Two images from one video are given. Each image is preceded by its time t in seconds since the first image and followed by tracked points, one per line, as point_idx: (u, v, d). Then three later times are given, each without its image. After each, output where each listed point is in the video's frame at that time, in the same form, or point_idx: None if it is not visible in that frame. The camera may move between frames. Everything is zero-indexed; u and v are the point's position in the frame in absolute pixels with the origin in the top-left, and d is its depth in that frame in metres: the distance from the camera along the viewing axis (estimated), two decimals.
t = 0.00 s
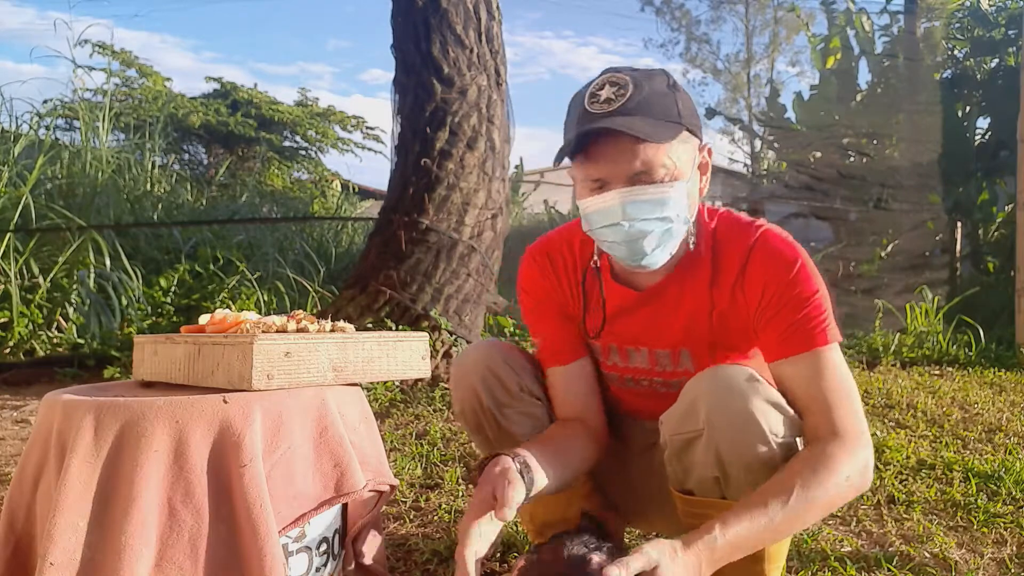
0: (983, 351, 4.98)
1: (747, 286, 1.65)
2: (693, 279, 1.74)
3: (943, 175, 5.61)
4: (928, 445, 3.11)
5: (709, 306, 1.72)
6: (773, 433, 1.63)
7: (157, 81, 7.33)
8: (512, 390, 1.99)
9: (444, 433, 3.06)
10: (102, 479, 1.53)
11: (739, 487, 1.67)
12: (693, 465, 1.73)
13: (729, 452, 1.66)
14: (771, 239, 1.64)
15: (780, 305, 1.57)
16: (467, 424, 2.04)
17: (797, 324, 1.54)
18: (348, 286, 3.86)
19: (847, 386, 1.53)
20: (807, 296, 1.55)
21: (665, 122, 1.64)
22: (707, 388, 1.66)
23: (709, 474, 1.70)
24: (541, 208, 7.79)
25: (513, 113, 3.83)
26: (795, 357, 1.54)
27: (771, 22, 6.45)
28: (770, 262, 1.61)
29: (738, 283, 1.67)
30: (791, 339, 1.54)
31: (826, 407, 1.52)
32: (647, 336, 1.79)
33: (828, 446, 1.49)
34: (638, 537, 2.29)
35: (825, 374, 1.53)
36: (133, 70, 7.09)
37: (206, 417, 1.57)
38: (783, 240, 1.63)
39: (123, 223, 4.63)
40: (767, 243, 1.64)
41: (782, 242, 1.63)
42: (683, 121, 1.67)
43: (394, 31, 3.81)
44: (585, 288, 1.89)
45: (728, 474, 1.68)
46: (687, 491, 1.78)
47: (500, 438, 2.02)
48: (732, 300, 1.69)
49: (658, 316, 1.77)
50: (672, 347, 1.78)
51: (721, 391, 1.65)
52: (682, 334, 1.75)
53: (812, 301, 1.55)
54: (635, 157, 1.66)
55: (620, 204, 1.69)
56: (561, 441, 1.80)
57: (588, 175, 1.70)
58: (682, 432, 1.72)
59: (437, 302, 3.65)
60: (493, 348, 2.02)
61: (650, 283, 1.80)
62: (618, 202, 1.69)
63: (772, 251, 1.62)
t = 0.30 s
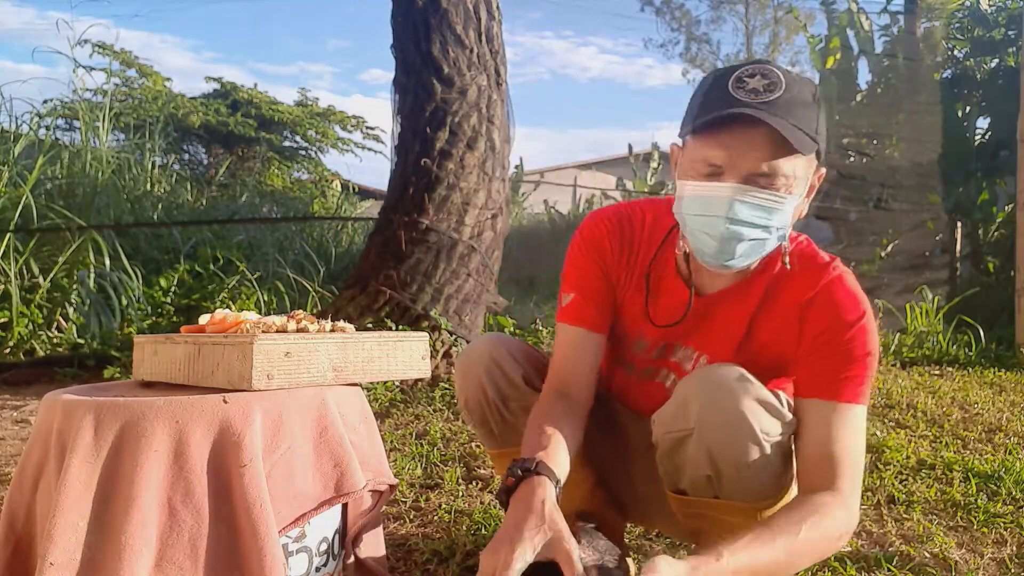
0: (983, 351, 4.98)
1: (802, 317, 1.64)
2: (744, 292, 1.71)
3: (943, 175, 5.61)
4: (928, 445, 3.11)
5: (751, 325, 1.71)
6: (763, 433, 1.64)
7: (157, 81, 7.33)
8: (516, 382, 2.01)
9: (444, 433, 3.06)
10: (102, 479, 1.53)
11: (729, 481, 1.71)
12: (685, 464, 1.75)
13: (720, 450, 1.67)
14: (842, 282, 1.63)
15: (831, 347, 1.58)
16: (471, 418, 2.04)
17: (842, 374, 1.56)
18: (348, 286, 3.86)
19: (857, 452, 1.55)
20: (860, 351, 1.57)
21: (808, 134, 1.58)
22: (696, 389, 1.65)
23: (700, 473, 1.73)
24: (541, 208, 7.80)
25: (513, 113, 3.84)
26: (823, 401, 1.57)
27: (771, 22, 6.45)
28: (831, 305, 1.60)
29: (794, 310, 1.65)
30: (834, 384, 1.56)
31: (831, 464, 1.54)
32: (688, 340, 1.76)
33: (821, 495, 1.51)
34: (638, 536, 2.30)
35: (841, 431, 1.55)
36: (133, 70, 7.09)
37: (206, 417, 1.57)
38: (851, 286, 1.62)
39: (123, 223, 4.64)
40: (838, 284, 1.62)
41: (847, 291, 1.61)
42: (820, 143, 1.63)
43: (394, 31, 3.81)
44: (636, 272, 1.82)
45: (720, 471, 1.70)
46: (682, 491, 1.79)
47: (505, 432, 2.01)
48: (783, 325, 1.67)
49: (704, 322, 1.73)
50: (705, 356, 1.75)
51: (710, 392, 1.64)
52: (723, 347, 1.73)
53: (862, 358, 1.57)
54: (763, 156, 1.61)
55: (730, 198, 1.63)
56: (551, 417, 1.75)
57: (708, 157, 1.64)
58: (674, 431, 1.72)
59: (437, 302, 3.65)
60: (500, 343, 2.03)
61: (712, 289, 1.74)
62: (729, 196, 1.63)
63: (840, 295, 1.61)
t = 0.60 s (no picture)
0: (983, 351, 4.98)
1: (825, 327, 1.62)
2: (770, 296, 1.67)
3: (943, 175, 5.61)
4: (928, 445, 3.11)
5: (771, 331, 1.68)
6: (765, 443, 1.61)
7: (157, 81, 7.33)
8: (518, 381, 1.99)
9: (444, 433, 3.06)
10: (103, 479, 1.53)
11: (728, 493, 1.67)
12: (684, 471, 1.75)
13: (718, 457, 1.65)
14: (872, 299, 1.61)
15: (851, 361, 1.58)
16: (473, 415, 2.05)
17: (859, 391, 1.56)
18: (348, 286, 3.86)
19: (853, 467, 1.56)
20: (878, 370, 1.57)
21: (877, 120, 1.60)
22: (695, 392, 1.66)
23: (699, 478, 1.71)
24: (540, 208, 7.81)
25: (512, 113, 3.84)
26: (831, 415, 1.57)
27: (771, 22, 6.45)
28: (857, 321, 1.59)
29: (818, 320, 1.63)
30: (849, 398, 1.56)
31: (824, 474, 1.55)
32: (707, 337, 1.74)
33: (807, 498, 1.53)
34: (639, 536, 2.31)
35: (840, 442, 1.57)
36: (133, 70, 7.09)
37: (206, 417, 1.57)
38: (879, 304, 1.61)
39: (123, 223, 4.63)
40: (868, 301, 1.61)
41: (875, 308, 1.60)
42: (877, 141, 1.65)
43: (394, 31, 3.81)
44: (663, 263, 1.80)
45: (719, 481, 1.68)
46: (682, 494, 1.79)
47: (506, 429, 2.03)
48: (804, 333, 1.65)
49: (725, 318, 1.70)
50: (722, 356, 1.73)
51: (710, 397, 1.64)
52: (744, 348, 1.71)
53: (878, 378, 1.57)
54: (830, 138, 1.61)
55: (793, 174, 1.62)
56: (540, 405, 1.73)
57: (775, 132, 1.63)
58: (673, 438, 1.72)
59: (437, 302, 3.66)
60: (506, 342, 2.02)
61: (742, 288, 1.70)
62: (792, 170, 1.61)
63: (868, 312, 1.60)
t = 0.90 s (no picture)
0: (983, 351, 4.98)
1: (833, 320, 1.60)
2: (776, 288, 1.67)
3: (943, 175, 5.62)
4: (928, 445, 3.11)
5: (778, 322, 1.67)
6: (763, 449, 1.63)
7: (157, 81, 7.33)
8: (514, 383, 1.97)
9: (444, 433, 3.06)
10: (103, 479, 1.53)
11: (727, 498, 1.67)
12: (683, 476, 1.75)
13: (719, 461, 1.65)
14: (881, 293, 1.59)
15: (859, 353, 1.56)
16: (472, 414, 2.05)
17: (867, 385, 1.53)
18: (348, 286, 3.86)
19: (863, 460, 1.52)
20: (885, 365, 1.54)
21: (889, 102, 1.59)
22: (697, 399, 1.65)
23: (699, 485, 1.71)
24: (540, 208, 7.81)
25: (513, 113, 3.84)
26: (840, 411, 1.54)
27: (771, 22, 6.45)
28: (866, 314, 1.56)
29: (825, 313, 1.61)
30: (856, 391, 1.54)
31: (838, 474, 1.51)
32: (714, 327, 1.74)
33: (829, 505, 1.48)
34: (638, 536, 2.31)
35: (851, 438, 1.53)
36: (133, 70, 7.09)
37: (206, 416, 1.57)
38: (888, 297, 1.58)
39: (123, 223, 4.63)
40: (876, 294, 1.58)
41: (883, 301, 1.57)
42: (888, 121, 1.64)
43: (394, 31, 3.80)
44: (670, 251, 1.81)
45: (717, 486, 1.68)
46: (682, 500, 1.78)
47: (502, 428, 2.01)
48: (811, 325, 1.63)
49: (730, 308, 1.70)
50: (729, 348, 1.73)
51: (709, 401, 1.64)
52: (750, 339, 1.70)
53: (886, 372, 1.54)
54: (843, 118, 1.60)
55: (805, 154, 1.61)
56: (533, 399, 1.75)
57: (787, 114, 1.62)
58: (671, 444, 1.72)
59: (437, 302, 3.66)
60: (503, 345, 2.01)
61: (750, 278, 1.69)
62: (804, 151, 1.60)
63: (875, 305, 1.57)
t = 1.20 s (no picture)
0: (983, 351, 4.97)
1: (831, 254, 1.61)
2: (771, 238, 1.68)
3: (943, 175, 5.62)
4: (928, 445, 3.11)
5: (778, 269, 1.67)
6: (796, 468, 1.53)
7: (157, 81, 7.33)
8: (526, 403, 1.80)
9: (444, 433, 3.06)
10: (103, 479, 1.53)
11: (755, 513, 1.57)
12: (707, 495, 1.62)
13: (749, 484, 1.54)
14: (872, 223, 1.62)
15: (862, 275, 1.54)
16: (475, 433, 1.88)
17: (875, 300, 1.50)
18: (348, 286, 3.86)
19: (889, 368, 1.44)
20: (892, 281, 1.51)
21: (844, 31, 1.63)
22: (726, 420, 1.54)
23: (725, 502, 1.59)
24: (540, 208, 7.82)
25: (513, 113, 3.84)
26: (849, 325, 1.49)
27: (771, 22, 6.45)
28: (861, 242, 1.58)
29: (822, 252, 1.62)
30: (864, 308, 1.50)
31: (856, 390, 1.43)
32: (715, 288, 1.72)
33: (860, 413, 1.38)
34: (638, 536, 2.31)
35: (870, 348, 1.45)
36: (133, 70, 7.09)
37: (205, 417, 1.57)
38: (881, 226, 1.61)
39: (123, 223, 4.64)
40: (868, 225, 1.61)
41: (874, 228, 1.60)
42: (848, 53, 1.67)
43: (394, 31, 3.80)
44: (662, 219, 1.82)
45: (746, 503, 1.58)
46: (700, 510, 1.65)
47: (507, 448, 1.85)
48: (813, 268, 1.63)
49: (730, 264, 1.70)
50: (733, 306, 1.69)
51: (739, 424, 1.52)
52: (754, 294, 1.68)
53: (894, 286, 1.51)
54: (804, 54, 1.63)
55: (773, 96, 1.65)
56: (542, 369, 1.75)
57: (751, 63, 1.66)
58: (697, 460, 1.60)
59: (436, 302, 3.66)
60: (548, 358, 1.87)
61: (744, 230, 1.71)
62: (771, 92, 1.64)
63: (870, 234, 1.59)
